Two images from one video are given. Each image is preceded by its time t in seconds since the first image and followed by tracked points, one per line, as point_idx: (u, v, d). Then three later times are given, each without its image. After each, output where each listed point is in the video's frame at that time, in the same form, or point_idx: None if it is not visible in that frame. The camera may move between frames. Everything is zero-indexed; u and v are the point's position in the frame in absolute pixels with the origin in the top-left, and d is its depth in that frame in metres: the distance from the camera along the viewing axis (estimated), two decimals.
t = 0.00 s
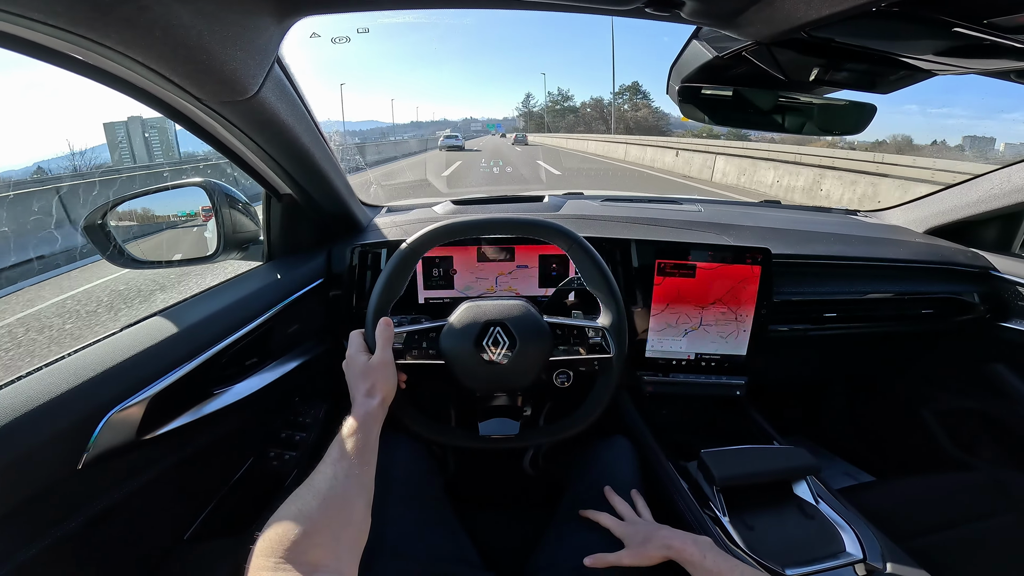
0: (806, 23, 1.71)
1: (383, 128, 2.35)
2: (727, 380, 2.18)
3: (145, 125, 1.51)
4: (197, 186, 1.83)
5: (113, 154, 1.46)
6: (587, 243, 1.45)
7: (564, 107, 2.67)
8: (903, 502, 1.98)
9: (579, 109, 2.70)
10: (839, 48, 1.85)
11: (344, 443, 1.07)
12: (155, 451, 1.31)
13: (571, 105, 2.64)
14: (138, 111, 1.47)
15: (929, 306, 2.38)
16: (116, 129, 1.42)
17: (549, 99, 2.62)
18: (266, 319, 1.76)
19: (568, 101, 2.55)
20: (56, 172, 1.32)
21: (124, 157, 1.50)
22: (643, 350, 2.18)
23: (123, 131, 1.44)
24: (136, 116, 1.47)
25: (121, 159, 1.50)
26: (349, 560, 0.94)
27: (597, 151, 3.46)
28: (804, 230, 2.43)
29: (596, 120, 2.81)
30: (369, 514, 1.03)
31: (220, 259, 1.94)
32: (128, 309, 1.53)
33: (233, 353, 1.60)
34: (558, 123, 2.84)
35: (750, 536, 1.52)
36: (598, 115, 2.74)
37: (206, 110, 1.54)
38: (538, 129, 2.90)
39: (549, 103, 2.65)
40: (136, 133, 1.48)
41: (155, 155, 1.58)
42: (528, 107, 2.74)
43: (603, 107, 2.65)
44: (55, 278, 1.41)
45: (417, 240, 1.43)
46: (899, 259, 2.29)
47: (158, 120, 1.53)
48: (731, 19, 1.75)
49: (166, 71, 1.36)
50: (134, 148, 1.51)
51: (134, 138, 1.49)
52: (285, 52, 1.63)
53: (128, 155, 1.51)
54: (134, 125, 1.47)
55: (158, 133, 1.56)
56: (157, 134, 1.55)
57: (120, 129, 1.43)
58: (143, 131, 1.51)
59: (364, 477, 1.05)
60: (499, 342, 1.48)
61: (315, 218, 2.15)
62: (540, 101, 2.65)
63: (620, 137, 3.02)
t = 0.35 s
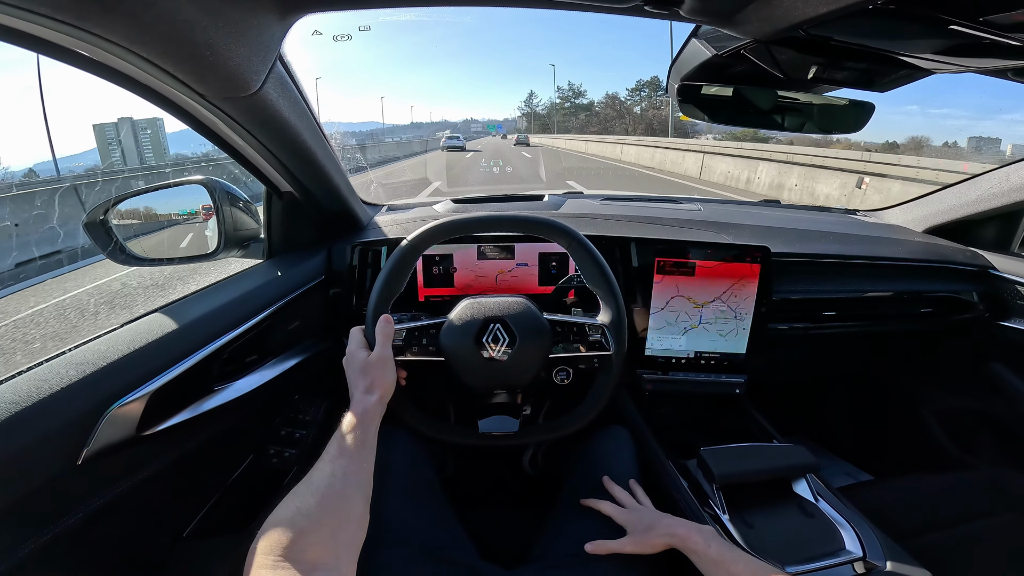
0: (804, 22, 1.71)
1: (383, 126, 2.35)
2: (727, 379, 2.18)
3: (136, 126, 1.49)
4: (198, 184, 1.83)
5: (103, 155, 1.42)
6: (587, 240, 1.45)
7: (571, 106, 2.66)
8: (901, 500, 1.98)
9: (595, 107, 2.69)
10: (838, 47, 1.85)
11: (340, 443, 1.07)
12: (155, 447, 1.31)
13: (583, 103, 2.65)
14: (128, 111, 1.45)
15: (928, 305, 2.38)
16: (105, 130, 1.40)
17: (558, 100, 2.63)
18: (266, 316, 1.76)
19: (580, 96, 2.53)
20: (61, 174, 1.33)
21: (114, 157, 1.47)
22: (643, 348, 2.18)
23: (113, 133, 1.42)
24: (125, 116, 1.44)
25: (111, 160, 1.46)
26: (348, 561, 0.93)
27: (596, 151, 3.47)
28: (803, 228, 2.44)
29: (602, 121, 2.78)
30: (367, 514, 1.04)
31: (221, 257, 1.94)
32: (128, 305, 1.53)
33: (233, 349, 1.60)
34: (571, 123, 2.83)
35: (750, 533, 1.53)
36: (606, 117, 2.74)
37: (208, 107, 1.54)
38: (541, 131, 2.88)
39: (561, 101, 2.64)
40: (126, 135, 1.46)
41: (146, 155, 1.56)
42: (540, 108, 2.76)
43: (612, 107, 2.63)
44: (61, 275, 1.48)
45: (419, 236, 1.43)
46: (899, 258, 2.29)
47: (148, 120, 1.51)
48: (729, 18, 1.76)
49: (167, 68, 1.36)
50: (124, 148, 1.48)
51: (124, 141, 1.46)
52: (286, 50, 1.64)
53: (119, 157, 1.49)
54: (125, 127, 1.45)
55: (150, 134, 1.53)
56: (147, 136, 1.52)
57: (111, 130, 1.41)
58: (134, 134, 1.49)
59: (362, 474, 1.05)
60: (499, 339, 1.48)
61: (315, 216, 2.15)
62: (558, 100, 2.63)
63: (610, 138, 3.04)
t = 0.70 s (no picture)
0: (806, 33, 1.73)
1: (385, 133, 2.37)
2: (726, 384, 2.20)
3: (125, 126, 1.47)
4: (203, 192, 1.85)
5: (92, 157, 1.40)
6: (589, 251, 1.47)
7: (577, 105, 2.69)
8: (899, 503, 2.00)
9: (613, 104, 2.64)
10: (837, 56, 1.87)
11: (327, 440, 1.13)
12: (163, 456, 1.33)
13: (601, 98, 2.60)
14: (119, 112, 1.43)
15: (926, 311, 2.40)
16: (95, 131, 1.38)
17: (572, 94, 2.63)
18: (271, 324, 1.78)
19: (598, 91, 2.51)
20: (60, 175, 1.34)
21: (104, 160, 1.45)
22: (643, 354, 2.20)
23: (103, 134, 1.40)
24: (116, 117, 1.42)
25: (100, 161, 1.44)
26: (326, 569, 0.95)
27: (596, 154, 3.49)
28: (802, 235, 2.46)
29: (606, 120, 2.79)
30: (343, 521, 1.05)
31: (226, 264, 1.96)
32: (133, 315, 1.54)
33: (238, 358, 1.62)
34: (580, 122, 2.87)
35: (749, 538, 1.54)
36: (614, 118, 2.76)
37: (213, 120, 1.56)
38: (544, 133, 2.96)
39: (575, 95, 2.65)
40: (115, 136, 1.44)
41: (136, 156, 1.54)
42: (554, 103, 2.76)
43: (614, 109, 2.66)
44: (63, 279, 1.43)
45: (421, 245, 1.44)
46: (895, 265, 2.32)
47: (138, 120, 1.49)
48: (731, 29, 1.77)
49: (174, 82, 1.38)
50: (116, 152, 1.48)
51: (113, 140, 1.44)
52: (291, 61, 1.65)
53: (109, 159, 1.47)
54: (114, 127, 1.43)
55: (139, 133, 1.51)
56: (138, 136, 1.50)
57: (99, 130, 1.38)
58: (123, 134, 1.47)
59: (336, 483, 1.08)
60: (501, 347, 1.50)
61: (317, 223, 2.17)
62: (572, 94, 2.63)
63: (611, 139, 3.07)
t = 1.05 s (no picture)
0: (814, 25, 1.69)
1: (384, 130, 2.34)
2: (731, 385, 2.16)
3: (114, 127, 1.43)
4: (197, 189, 1.84)
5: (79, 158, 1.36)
6: (592, 249, 1.43)
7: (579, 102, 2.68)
8: (907, 505, 1.97)
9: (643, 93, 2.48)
10: (843, 50, 1.84)
11: (301, 444, 1.10)
12: (154, 457, 1.30)
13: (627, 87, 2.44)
14: (108, 112, 1.39)
15: (933, 311, 2.37)
16: (83, 130, 1.33)
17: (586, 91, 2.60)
18: (266, 323, 1.74)
19: (626, 83, 2.40)
20: (54, 175, 1.32)
21: (92, 161, 1.41)
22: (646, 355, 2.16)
23: (89, 131, 1.36)
24: (104, 117, 1.39)
25: (88, 163, 1.40)
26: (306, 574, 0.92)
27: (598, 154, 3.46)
28: (806, 233, 2.42)
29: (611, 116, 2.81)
30: (326, 528, 1.02)
31: (221, 262, 1.93)
32: (126, 314, 1.51)
33: (232, 358, 1.59)
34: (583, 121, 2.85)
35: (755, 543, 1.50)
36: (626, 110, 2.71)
37: (205, 113, 1.53)
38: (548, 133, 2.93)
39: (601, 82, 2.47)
40: (104, 135, 1.40)
41: (126, 159, 1.50)
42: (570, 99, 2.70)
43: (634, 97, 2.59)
44: (52, 282, 1.38)
45: (420, 243, 1.39)
46: (902, 263, 2.28)
47: (128, 121, 1.45)
48: (738, 22, 1.74)
49: (163, 73, 1.34)
50: (103, 150, 1.43)
51: (100, 140, 1.40)
52: (285, 53, 1.62)
53: (96, 161, 1.42)
54: (103, 128, 1.39)
55: (129, 135, 1.47)
56: (128, 138, 1.47)
57: (87, 130, 1.34)
58: (113, 135, 1.43)
59: (317, 490, 1.04)
60: (501, 347, 1.47)
61: (315, 221, 2.14)
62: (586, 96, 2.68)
63: (613, 138, 3.10)
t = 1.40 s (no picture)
0: (823, 26, 1.69)
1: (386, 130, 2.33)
2: (733, 386, 2.16)
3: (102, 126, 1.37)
4: (201, 188, 1.81)
5: (67, 159, 1.32)
6: (597, 251, 1.41)
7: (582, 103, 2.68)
8: (910, 506, 1.97)
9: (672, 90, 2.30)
10: (848, 51, 1.84)
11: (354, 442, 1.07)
12: (157, 458, 1.30)
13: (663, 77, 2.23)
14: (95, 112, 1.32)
15: (935, 312, 2.37)
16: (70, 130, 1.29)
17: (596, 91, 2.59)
18: (268, 324, 1.74)
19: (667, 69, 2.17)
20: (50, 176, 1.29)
21: (77, 158, 1.36)
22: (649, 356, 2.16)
23: (78, 133, 1.31)
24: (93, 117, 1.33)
25: (77, 163, 1.37)
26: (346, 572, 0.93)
27: (599, 155, 3.47)
28: (810, 234, 2.42)
29: (614, 117, 2.80)
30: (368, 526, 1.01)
31: (222, 263, 1.91)
32: (128, 314, 1.50)
33: (235, 358, 1.58)
34: (585, 121, 2.88)
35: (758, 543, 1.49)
36: (629, 110, 2.70)
37: (208, 112, 1.52)
38: (553, 131, 2.96)
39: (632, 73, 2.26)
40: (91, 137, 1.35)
41: (115, 156, 1.46)
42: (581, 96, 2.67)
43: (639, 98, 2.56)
44: (58, 281, 1.44)
45: (423, 243, 1.36)
46: (906, 264, 2.27)
47: (116, 120, 1.38)
48: (745, 22, 1.73)
49: (168, 71, 1.34)
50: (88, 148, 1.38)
51: (89, 140, 1.36)
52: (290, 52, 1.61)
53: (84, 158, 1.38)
54: (90, 127, 1.34)
55: (117, 134, 1.39)
56: (116, 136, 1.40)
57: (75, 130, 1.30)
58: (101, 135, 1.38)
59: (363, 489, 1.02)
60: (505, 348, 1.46)
61: (317, 220, 2.13)
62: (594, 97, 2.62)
63: (615, 139, 3.10)
